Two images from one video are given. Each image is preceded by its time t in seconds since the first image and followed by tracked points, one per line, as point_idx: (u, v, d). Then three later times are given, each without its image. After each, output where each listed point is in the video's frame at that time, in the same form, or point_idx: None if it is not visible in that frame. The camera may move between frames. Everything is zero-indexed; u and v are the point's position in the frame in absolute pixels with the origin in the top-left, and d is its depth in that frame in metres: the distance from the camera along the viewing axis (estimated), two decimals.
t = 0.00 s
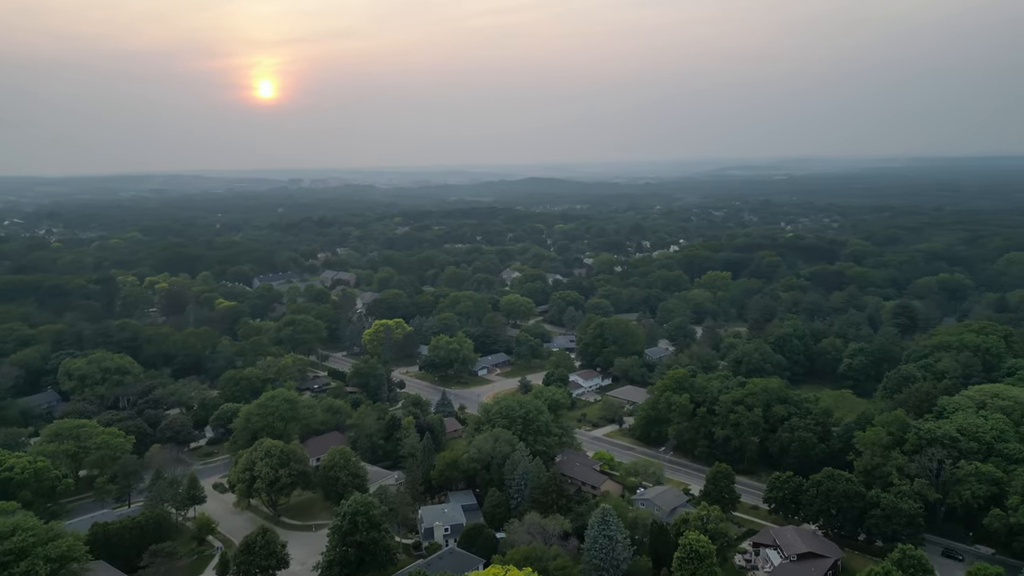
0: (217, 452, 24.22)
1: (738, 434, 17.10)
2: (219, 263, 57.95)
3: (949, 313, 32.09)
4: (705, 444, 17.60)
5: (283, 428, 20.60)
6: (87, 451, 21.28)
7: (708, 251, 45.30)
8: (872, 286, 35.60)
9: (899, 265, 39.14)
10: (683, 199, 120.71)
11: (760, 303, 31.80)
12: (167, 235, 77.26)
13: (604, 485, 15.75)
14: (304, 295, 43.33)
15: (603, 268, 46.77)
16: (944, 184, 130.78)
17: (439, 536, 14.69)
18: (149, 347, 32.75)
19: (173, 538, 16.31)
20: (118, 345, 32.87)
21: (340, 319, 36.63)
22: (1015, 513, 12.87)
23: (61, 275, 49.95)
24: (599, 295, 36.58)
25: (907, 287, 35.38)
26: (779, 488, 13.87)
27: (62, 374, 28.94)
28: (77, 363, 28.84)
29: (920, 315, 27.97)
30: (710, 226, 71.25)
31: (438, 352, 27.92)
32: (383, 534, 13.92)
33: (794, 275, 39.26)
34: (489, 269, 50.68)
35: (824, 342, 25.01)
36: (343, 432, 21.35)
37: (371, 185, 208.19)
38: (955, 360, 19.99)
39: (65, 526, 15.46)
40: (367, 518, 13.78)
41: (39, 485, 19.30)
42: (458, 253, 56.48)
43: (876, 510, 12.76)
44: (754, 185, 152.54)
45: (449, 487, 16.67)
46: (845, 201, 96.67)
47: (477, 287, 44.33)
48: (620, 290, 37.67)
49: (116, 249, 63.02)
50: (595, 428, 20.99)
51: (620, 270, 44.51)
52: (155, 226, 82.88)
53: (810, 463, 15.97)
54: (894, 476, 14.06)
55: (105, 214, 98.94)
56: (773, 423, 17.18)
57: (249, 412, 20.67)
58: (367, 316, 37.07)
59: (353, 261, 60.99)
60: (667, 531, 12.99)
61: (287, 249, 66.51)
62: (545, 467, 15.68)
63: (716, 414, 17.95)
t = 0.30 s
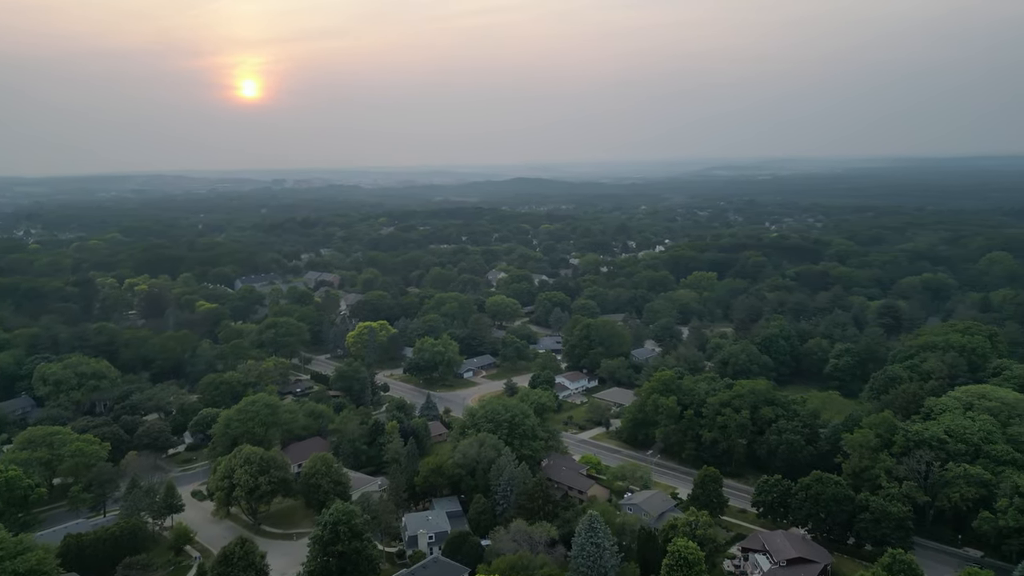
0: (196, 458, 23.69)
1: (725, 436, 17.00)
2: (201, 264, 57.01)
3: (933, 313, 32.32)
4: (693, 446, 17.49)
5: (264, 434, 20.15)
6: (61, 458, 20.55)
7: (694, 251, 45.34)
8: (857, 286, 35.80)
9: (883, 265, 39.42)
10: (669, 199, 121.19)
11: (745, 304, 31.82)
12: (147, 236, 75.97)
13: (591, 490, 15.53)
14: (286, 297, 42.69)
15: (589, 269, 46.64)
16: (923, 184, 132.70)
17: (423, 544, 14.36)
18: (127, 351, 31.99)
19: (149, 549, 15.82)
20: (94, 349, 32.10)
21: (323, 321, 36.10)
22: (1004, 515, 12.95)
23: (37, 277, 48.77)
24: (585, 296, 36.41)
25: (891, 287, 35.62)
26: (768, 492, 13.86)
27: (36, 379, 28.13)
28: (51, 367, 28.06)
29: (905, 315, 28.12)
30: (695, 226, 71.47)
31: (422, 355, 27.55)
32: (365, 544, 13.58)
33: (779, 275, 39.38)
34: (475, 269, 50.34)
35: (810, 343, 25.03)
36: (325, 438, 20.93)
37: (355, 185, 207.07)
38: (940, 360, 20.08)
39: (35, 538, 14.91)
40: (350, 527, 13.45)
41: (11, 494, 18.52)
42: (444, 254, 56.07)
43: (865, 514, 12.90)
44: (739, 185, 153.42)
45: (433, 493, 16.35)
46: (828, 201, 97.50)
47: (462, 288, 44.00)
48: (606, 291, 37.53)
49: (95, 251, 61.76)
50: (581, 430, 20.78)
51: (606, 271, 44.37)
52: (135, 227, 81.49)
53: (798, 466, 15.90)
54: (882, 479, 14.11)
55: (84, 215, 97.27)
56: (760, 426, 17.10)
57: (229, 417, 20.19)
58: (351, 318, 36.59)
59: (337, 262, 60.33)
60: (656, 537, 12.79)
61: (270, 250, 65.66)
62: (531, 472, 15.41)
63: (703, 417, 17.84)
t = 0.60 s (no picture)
0: (172, 466, 23.07)
1: (711, 439, 16.90)
2: (178, 266, 55.94)
3: (914, 313, 32.61)
4: (678, 449, 17.36)
5: (241, 441, 19.63)
6: (30, 467, 19.88)
7: (678, 252, 45.37)
8: (839, 287, 36.03)
9: (864, 265, 39.75)
10: (652, 199, 121.66)
11: (729, 305, 31.85)
12: (124, 237, 74.49)
13: (576, 496, 15.29)
14: (266, 299, 41.99)
15: (573, 269, 46.48)
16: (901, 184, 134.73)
17: (404, 553, 14.00)
18: (101, 355, 31.16)
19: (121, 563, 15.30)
20: (66, 354, 31.21)
21: (304, 323, 35.52)
22: (991, 518, 13.00)
23: (7, 279, 47.45)
24: (569, 297, 36.22)
25: (873, 287, 35.90)
26: (754, 497, 13.83)
27: (5, 385, 27.24)
28: (21, 373, 27.20)
29: (887, 315, 28.30)
30: (678, 226, 71.68)
31: (405, 358, 27.15)
32: (345, 555, 13.21)
33: (762, 275, 39.52)
34: (458, 270, 49.95)
35: (794, 343, 25.07)
36: (305, 444, 20.47)
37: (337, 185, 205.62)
38: (923, 361, 20.20)
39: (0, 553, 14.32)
40: (329, 538, 13.06)
41: None
42: (427, 255, 55.61)
43: (852, 518, 12.84)
44: (721, 186, 154.56)
45: (414, 501, 15.99)
46: (809, 201, 98.40)
47: (446, 290, 43.61)
48: (590, 292, 37.39)
49: (69, 252, 60.33)
50: (565, 434, 20.57)
51: (590, 271, 44.26)
52: (111, 228, 79.88)
53: (783, 469, 15.80)
54: (868, 482, 14.09)
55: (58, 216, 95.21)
56: (746, 428, 17.01)
57: (205, 424, 19.65)
58: (332, 321, 36.05)
59: (319, 263, 59.60)
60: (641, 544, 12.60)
61: (250, 251, 64.68)
62: (514, 479, 15.11)
63: (689, 420, 17.72)
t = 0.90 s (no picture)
0: (149, 473, 22.50)
1: (698, 442, 16.80)
2: (159, 267, 54.99)
3: (898, 313, 32.83)
4: (666, 452, 17.23)
5: (220, 448, 19.15)
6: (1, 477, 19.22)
7: (663, 252, 45.40)
8: (824, 287, 36.21)
9: (848, 265, 40.00)
10: (637, 200, 122.01)
11: (715, 305, 31.85)
12: (103, 238, 73.17)
13: (563, 501, 15.06)
14: (248, 301, 41.35)
15: (559, 270, 46.33)
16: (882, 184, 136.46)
17: (387, 563, 13.66)
18: (77, 360, 30.41)
19: None
20: (41, 359, 30.39)
21: (286, 326, 34.98)
22: (980, 521, 13.04)
23: None
24: (555, 298, 36.04)
25: (857, 288, 36.12)
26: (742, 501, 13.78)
27: None
28: None
29: (872, 315, 28.44)
30: (664, 227, 71.83)
31: (389, 361, 26.79)
32: (327, 566, 12.88)
33: (748, 276, 39.62)
34: (443, 271, 49.58)
35: (780, 344, 25.08)
36: (286, 450, 20.04)
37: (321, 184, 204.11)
38: (909, 362, 20.27)
39: None
40: (310, 549, 12.72)
41: None
42: (412, 256, 55.16)
43: (841, 522, 12.79)
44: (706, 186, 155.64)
45: (398, 508, 15.66)
46: (793, 201, 99.16)
47: (430, 291, 43.20)
48: (576, 293, 37.25)
49: (45, 254, 59.05)
50: (551, 437, 20.36)
51: (576, 272, 44.15)
52: (90, 229, 78.48)
53: (771, 472, 15.74)
54: (857, 485, 14.08)
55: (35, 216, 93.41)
56: (733, 431, 16.91)
57: (183, 430, 19.17)
58: (315, 323, 35.55)
59: (303, 265, 58.95)
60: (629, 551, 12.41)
61: (232, 252, 63.78)
62: (500, 485, 14.83)
63: (676, 423, 17.61)
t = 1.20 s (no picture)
0: (126, 482, 21.95)
1: (687, 446, 16.64)
2: (139, 269, 54.00)
3: (884, 313, 32.99)
4: (654, 456, 17.05)
5: (199, 455, 18.66)
6: None
7: (650, 253, 45.34)
8: (810, 287, 36.31)
9: (834, 265, 40.18)
10: (624, 200, 122.27)
11: (702, 305, 31.78)
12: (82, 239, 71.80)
13: (550, 507, 14.81)
14: (230, 304, 40.67)
15: (546, 271, 46.11)
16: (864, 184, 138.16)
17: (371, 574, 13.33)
18: (53, 365, 29.65)
19: None
20: (16, 364, 29.63)
21: (269, 328, 34.42)
22: (971, 526, 13.02)
23: None
24: (542, 299, 35.82)
25: (844, 288, 36.27)
26: (732, 507, 13.64)
27: None
28: None
29: (859, 316, 28.50)
30: (650, 227, 71.91)
31: (373, 364, 26.40)
32: None
33: (734, 276, 39.66)
34: (429, 272, 49.17)
35: (768, 345, 25.04)
36: (268, 457, 19.58)
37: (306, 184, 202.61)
38: (897, 364, 20.28)
39: None
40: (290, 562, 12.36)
41: None
42: (398, 256, 54.67)
43: (832, 527, 12.71)
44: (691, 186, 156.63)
45: (382, 516, 15.31)
46: (778, 201, 99.85)
47: (416, 292, 42.80)
48: (563, 294, 37.05)
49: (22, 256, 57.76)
50: (539, 441, 20.10)
51: (563, 273, 43.96)
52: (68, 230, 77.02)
53: (761, 476, 15.61)
54: (847, 490, 14.02)
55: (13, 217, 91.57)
56: (722, 434, 16.76)
57: (161, 437, 18.64)
58: (299, 326, 35.03)
59: (287, 266, 58.23)
60: (618, 559, 12.19)
61: (215, 254, 62.85)
62: (486, 492, 14.52)
63: (664, 426, 17.43)
